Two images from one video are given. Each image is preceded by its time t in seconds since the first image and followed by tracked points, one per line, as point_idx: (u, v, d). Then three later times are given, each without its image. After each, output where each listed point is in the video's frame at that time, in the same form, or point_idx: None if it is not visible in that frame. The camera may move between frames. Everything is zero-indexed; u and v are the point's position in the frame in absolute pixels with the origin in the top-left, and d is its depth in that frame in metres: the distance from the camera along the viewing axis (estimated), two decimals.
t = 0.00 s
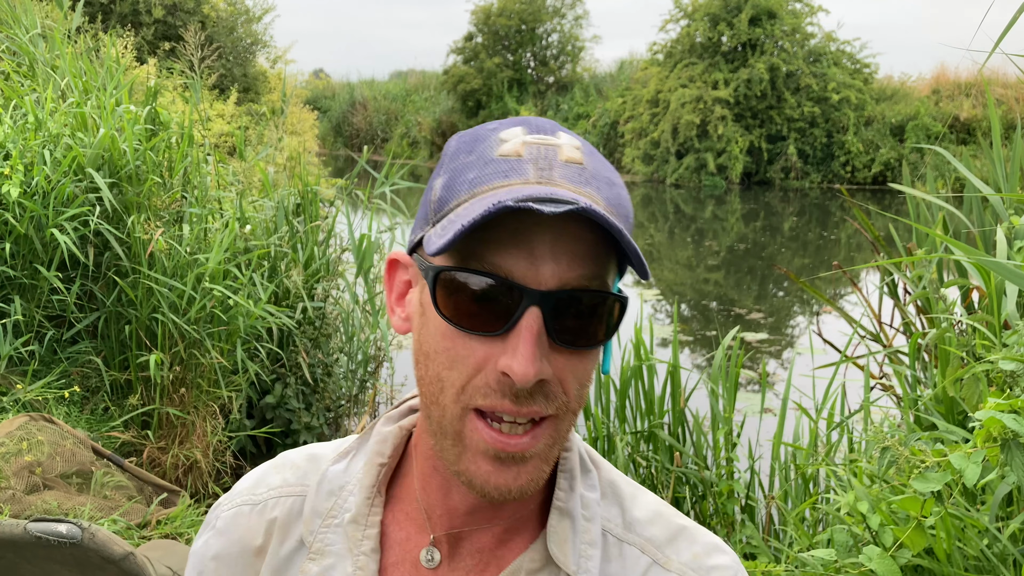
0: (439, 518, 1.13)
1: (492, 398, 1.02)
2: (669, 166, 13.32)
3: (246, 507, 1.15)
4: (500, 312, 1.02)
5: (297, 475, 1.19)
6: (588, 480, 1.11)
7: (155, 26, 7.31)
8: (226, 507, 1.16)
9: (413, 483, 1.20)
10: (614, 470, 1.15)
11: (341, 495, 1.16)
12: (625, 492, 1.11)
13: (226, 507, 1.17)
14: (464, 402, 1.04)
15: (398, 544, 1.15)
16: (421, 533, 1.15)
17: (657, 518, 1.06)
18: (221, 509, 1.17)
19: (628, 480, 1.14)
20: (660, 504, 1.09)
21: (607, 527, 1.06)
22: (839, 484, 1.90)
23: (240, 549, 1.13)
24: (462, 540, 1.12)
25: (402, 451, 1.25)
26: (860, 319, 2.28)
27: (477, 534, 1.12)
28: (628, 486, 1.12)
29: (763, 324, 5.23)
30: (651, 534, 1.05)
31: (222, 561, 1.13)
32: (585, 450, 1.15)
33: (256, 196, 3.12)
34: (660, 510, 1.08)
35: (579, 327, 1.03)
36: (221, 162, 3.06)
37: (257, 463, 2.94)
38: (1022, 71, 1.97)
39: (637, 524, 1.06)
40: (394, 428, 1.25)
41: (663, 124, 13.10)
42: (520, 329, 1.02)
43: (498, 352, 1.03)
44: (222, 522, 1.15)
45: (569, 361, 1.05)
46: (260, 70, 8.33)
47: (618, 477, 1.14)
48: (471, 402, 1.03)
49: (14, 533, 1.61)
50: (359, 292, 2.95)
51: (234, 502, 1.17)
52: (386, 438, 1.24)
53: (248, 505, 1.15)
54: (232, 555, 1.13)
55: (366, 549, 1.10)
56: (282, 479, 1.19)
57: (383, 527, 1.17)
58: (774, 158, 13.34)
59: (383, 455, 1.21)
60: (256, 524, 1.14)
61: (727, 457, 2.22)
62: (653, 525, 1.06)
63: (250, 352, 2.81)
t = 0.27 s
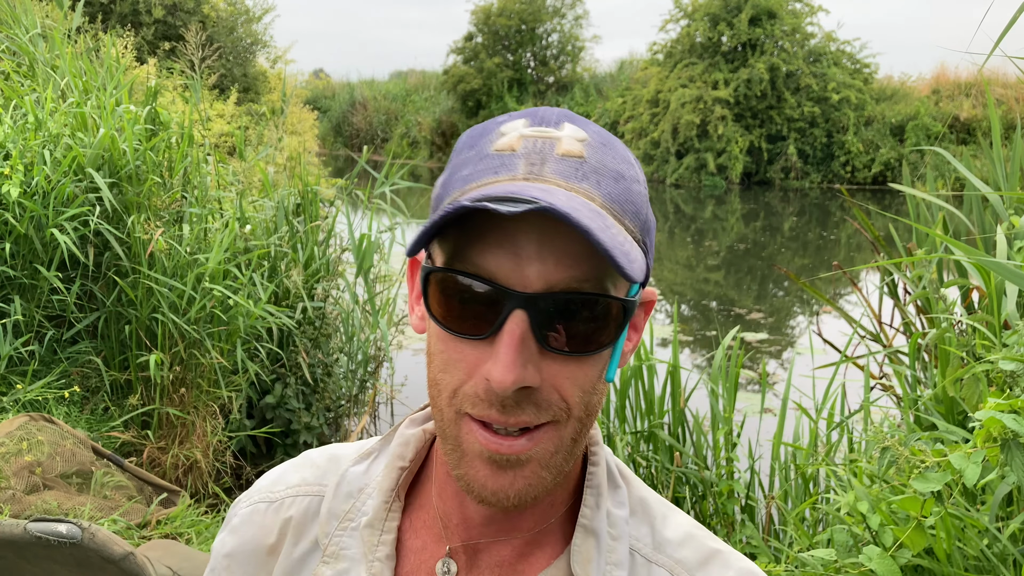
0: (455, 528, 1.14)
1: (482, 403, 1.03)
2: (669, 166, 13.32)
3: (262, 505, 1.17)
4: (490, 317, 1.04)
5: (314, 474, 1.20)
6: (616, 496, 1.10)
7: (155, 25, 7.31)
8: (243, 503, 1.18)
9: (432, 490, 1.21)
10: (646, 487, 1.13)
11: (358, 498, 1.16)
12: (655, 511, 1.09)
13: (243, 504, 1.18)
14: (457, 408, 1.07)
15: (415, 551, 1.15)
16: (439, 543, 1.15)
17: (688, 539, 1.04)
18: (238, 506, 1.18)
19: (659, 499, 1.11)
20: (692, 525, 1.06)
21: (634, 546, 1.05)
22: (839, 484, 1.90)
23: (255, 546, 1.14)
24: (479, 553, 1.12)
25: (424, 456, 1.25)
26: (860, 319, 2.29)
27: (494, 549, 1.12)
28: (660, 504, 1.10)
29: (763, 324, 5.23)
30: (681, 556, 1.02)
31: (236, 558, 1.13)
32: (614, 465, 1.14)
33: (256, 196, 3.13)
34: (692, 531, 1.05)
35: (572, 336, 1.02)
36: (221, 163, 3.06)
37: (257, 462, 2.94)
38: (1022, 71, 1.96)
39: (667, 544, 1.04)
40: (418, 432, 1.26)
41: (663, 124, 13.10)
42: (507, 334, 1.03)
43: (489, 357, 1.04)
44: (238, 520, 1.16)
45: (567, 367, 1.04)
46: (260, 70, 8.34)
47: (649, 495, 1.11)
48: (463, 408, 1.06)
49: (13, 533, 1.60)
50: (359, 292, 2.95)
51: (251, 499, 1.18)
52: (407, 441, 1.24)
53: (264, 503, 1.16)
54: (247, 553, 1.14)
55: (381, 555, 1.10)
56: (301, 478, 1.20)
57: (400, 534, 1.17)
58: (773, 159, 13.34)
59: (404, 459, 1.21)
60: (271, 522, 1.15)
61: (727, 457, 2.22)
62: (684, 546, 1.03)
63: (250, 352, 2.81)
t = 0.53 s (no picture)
0: (442, 534, 1.14)
1: (473, 397, 1.03)
2: (669, 166, 13.32)
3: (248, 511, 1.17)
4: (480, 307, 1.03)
5: (300, 479, 1.20)
6: (612, 501, 1.09)
7: (154, 25, 7.29)
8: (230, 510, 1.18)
9: (420, 494, 1.21)
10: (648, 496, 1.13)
11: (343, 504, 1.16)
12: (652, 517, 1.08)
13: (230, 510, 1.18)
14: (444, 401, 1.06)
15: (403, 557, 1.16)
16: (427, 546, 1.15)
17: (686, 546, 1.03)
18: (226, 513, 1.19)
19: (656, 505, 1.10)
20: (690, 532, 1.05)
21: (629, 549, 1.04)
22: (839, 484, 1.90)
23: (239, 553, 1.14)
24: (467, 559, 1.12)
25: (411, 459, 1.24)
26: (860, 319, 2.28)
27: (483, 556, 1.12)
28: (657, 510, 1.09)
29: (763, 324, 5.23)
30: (678, 563, 1.01)
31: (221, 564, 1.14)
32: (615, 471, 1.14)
33: (256, 196, 3.13)
34: (689, 538, 1.04)
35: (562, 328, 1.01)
36: (221, 162, 3.06)
37: (257, 463, 2.94)
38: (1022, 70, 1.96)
39: (664, 551, 1.03)
40: (405, 434, 1.25)
41: (663, 123, 13.10)
42: (497, 324, 1.02)
43: (480, 350, 1.04)
44: (225, 526, 1.16)
45: (561, 358, 1.04)
46: (261, 70, 8.34)
47: (646, 501, 1.10)
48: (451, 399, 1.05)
49: (13, 533, 1.60)
50: (359, 292, 2.95)
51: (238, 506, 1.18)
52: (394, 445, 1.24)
53: (250, 509, 1.17)
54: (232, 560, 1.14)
55: (363, 562, 1.08)
56: (287, 482, 1.20)
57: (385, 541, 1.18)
58: (774, 158, 13.34)
59: (390, 462, 1.21)
60: (255, 528, 1.15)
61: (727, 457, 2.21)
62: (682, 554, 1.02)
63: (249, 352, 2.80)
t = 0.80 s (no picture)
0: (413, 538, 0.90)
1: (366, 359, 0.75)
2: (669, 166, 13.32)
3: (263, 503, 1.10)
4: (390, 279, 0.74)
5: (316, 474, 1.12)
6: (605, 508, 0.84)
7: (155, 25, 7.30)
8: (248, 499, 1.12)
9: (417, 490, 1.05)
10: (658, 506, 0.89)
11: (349, 499, 1.05)
12: (654, 531, 0.84)
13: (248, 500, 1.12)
14: (343, 391, 0.76)
15: (391, 559, 1.01)
16: (411, 556, 0.98)
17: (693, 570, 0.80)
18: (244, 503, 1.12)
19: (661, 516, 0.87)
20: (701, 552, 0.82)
21: (625, 568, 0.80)
22: (840, 485, 1.90)
23: (248, 545, 1.07)
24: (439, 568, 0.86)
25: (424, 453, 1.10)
26: (860, 320, 2.28)
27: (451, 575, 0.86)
28: (662, 523, 0.85)
29: (763, 324, 5.23)
30: None
31: (229, 556, 1.07)
32: (618, 471, 0.90)
33: (256, 196, 3.13)
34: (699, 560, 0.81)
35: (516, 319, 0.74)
36: (221, 162, 3.06)
37: (257, 463, 2.94)
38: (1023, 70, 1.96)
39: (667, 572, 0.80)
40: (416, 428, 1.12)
41: (663, 124, 13.10)
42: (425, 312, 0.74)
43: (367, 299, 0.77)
44: (240, 516, 1.10)
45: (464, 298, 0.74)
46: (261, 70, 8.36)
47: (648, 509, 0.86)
48: (355, 395, 0.75)
49: (13, 534, 1.60)
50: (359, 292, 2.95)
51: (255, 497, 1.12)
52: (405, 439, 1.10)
53: (265, 501, 1.09)
54: (240, 552, 1.07)
55: (358, 560, 0.97)
56: (304, 478, 1.12)
57: (381, 540, 1.03)
58: (774, 158, 13.35)
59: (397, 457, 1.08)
60: (267, 521, 1.08)
61: (728, 457, 2.21)
62: None
63: (249, 352, 2.80)
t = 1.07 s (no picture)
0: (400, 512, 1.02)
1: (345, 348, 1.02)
2: (670, 166, 13.32)
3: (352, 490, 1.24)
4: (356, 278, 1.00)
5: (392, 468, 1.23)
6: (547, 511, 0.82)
7: (155, 25, 7.28)
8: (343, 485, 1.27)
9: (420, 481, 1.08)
10: (625, 513, 0.83)
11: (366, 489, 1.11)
12: (597, 546, 0.79)
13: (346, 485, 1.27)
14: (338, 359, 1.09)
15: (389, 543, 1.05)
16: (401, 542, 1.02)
17: None
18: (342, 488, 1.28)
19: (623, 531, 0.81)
20: None
21: (546, 569, 0.79)
22: (839, 485, 1.90)
23: (325, 521, 1.22)
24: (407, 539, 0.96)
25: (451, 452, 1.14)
26: (860, 320, 2.27)
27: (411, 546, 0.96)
28: (613, 540, 0.79)
29: (763, 324, 5.23)
30: None
31: (314, 529, 1.23)
32: (587, 472, 0.86)
33: (256, 196, 3.13)
34: None
35: (374, 297, 0.91)
36: (221, 162, 3.05)
37: (257, 463, 2.94)
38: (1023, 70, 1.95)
39: None
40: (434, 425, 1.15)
41: (663, 124, 13.10)
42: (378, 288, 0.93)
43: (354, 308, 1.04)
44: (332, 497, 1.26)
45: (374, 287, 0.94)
46: (261, 70, 8.36)
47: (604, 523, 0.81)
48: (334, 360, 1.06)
49: (13, 534, 1.60)
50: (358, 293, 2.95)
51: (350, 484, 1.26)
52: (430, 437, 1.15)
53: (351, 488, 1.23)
54: (320, 526, 1.22)
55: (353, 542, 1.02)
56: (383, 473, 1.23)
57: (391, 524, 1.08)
58: (774, 158, 13.34)
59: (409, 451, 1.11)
60: (346, 505, 1.21)
61: (728, 457, 2.21)
62: None
63: (250, 352, 2.80)
